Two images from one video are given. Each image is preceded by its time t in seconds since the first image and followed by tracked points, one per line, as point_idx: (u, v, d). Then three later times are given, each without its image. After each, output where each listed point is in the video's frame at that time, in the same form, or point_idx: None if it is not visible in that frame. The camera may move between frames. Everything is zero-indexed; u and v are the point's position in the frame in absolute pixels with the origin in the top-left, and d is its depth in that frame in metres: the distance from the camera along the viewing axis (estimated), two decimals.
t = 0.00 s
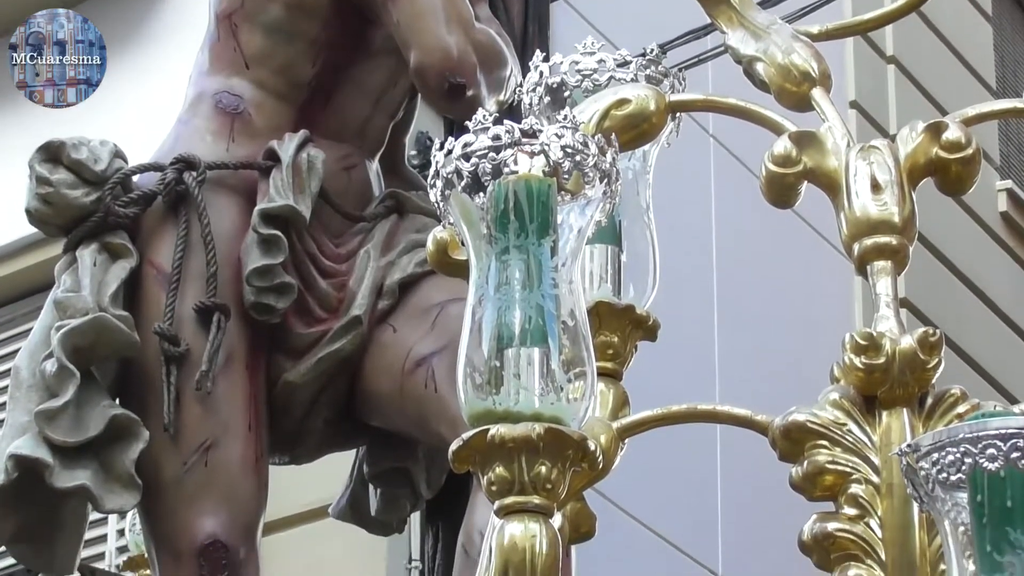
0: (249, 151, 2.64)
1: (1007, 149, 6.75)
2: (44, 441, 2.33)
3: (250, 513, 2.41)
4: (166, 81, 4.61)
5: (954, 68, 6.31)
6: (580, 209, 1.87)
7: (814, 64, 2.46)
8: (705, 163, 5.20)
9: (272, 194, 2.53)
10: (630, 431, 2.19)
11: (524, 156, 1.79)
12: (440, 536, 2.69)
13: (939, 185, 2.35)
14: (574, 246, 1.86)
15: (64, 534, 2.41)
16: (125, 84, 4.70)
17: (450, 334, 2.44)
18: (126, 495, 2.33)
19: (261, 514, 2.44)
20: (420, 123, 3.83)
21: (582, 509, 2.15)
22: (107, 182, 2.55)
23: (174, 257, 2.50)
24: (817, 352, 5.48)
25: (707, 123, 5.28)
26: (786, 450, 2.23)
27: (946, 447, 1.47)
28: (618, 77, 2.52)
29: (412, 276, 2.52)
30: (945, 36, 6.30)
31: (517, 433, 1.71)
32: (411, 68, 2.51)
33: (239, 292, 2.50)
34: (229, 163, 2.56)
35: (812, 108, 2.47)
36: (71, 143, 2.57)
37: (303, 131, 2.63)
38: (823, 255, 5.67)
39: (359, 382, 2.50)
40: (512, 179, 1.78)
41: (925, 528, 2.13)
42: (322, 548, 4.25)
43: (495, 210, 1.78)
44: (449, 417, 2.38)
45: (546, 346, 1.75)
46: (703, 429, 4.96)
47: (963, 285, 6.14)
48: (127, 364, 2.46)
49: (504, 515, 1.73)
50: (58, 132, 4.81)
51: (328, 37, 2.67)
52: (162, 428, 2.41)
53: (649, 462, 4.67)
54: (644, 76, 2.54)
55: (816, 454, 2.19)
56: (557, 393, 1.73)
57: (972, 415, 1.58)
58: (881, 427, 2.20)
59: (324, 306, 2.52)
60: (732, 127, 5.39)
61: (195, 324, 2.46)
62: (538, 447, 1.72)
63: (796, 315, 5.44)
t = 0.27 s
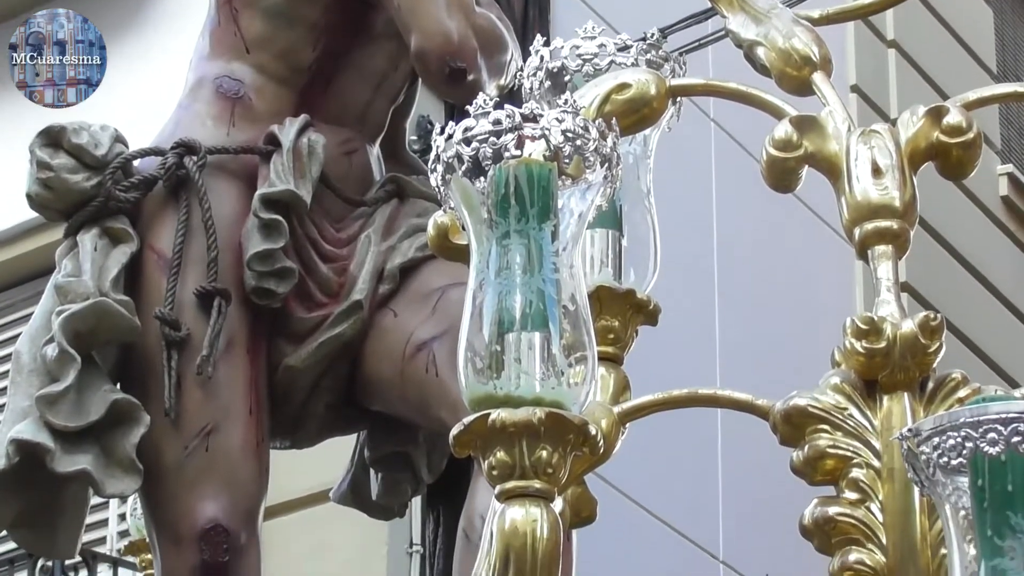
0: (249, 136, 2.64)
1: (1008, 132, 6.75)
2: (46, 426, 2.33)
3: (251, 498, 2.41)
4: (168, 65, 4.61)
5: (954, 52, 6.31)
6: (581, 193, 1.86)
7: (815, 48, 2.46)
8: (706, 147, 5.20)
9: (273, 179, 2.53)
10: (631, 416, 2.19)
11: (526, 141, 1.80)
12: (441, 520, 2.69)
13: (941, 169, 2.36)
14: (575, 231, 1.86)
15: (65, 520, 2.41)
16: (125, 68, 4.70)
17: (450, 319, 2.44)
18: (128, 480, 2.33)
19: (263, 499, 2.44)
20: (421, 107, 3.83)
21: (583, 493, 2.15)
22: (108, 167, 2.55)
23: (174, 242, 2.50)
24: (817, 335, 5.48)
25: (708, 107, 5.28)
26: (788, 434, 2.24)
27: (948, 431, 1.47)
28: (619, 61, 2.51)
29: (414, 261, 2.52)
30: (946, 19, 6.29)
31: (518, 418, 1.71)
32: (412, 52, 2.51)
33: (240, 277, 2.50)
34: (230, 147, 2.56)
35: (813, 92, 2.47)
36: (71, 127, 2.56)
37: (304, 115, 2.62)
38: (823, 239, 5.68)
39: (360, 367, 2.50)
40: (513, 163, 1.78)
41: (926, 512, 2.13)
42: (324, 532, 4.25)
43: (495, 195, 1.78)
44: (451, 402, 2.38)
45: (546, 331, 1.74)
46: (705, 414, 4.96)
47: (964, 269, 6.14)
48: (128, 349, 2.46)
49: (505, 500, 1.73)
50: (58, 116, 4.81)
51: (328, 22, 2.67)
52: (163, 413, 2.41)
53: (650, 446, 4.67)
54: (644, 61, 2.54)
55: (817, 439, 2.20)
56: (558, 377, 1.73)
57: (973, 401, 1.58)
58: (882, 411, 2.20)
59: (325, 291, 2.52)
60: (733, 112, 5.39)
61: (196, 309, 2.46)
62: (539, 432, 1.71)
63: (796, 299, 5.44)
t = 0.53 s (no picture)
0: (251, 119, 2.63)
1: (1009, 115, 6.74)
2: (47, 409, 2.33)
3: (253, 482, 2.41)
4: (169, 49, 4.61)
5: (956, 35, 6.30)
6: (582, 176, 1.87)
7: (816, 31, 2.46)
8: (707, 130, 5.20)
9: (274, 162, 2.52)
10: (632, 400, 2.19)
11: (527, 124, 1.80)
12: (443, 504, 2.69)
13: (942, 152, 2.36)
14: (576, 214, 1.86)
15: (67, 503, 2.41)
16: (127, 51, 4.70)
17: (452, 302, 2.43)
18: (130, 463, 2.33)
19: (265, 482, 2.43)
20: (422, 90, 3.82)
21: (585, 476, 2.15)
22: (109, 150, 2.55)
23: (176, 225, 2.50)
24: (818, 319, 5.48)
25: (709, 91, 5.27)
26: (789, 417, 2.25)
27: (949, 414, 1.48)
28: (620, 45, 2.50)
29: (415, 244, 2.51)
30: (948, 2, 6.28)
31: (520, 401, 1.71)
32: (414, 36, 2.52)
33: (242, 260, 2.50)
34: (233, 131, 2.56)
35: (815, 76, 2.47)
36: (73, 111, 2.57)
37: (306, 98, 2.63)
38: (825, 222, 5.68)
39: (361, 350, 2.50)
40: (514, 147, 1.77)
41: (927, 495, 2.14)
42: (327, 515, 4.36)
43: (498, 177, 1.78)
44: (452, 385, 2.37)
45: (547, 314, 1.74)
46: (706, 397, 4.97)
47: (965, 252, 6.14)
48: (129, 332, 2.46)
49: (507, 483, 1.74)
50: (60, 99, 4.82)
51: (330, 5, 2.67)
52: (165, 397, 2.41)
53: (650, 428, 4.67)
54: (646, 45, 2.52)
55: (818, 421, 2.21)
56: (559, 360, 1.73)
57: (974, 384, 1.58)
58: (883, 395, 2.21)
59: (327, 274, 2.52)
60: (734, 95, 5.38)
61: (197, 292, 2.46)
62: (541, 414, 1.72)
63: (797, 282, 5.44)
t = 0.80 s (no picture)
0: (252, 99, 2.63)
1: (1011, 95, 6.74)
2: (49, 390, 2.33)
3: (255, 462, 2.41)
4: (169, 29, 4.61)
5: (957, 15, 6.29)
6: (584, 156, 1.86)
7: (818, 12, 2.48)
8: (708, 110, 5.19)
9: (275, 142, 2.52)
10: (633, 381, 2.19)
11: (528, 104, 1.81)
12: (444, 485, 2.69)
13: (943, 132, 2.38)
14: (578, 194, 1.85)
15: (69, 483, 2.42)
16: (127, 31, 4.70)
17: (454, 283, 2.43)
18: (131, 444, 2.33)
19: (267, 463, 2.43)
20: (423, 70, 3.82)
21: (585, 457, 2.15)
22: (111, 130, 2.55)
23: (177, 205, 2.50)
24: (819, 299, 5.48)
25: (710, 71, 5.27)
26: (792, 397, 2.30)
27: (950, 395, 1.48)
28: (621, 25, 2.50)
29: (416, 224, 2.51)
30: None
31: (522, 381, 1.71)
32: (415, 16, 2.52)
33: (243, 240, 2.50)
34: (234, 111, 2.56)
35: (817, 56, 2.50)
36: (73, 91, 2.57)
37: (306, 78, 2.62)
38: (827, 203, 5.68)
39: (362, 331, 2.49)
40: (516, 127, 1.77)
41: (929, 476, 2.18)
42: (329, 496, 4.38)
43: (499, 158, 1.77)
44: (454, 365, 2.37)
45: (549, 295, 1.74)
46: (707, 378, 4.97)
47: (967, 232, 6.13)
48: (131, 313, 2.45)
49: (508, 464, 1.73)
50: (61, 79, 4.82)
51: None
52: (166, 377, 2.41)
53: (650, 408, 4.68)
54: (647, 25, 2.51)
55: (820, 402, 2.26)
56: (561, 340, 1.73)
57: (975, 364, 1.58)
58: (885, 375, 2.26)
59: (328, 255, 2.51)
60: (735, 75, 5.38)
61: (199, 273, 2.46)
62: (542, 395, 1.71)
63: (799, 264, 5.44)
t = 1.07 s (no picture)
0: (254, 83, 2.63)
1: (1013, 78, 6.73)
2: (50, 372, 2.33)
3: (257, 444, 2.41)
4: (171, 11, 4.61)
5: None
6: (585, 140, 1.86)
7: None
8: (710, 93, 5.19)
9: (277, 125, 2.52)
10: (634, 364, 2.18)
11: (530, 87, 1.81)
12: (445, 467, 2.70)
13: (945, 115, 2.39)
14: (579, 177, 1.85)
15: (70, 468, 2.41)
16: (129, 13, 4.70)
17: (456, 266, 2.42)
18: (133, 427, 2.33)
19: (269, 446, 2.43)
20: (426, 53, 3.82)
21: (587, 439, 2.15)
22: (112, 113, 2.54)
23: (178, 188, 2.49)
24: (820, 282, 5.48)
25: (712, 53, 5.26)
26: (792, 380, 2.30)
27: (952, 377, 1.48)
28: (622, 9, 2.52)
29: (418, 207, 2.51)
30: None
31: (523, 363, 1.71)
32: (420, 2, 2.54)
33: (244, 223, 2.49)
34: (235, 94, 2.56)
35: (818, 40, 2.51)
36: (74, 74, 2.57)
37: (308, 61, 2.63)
38: (828, 186, 5.68)
39: (364, 315, 2.49)
40: (517, 110, 1.77)
41: (931, 459, 2.20)
42: (331, 478, 4.40)
43: (499, 142, 1.77)
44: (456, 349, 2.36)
45: (550, 278, 1.74)
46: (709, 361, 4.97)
47: (969, 215, 6.13)
48: (133, 296, 2.45)
49: (509, 447, 1.73)
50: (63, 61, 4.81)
51: None
52: (168, 360, 2.41)
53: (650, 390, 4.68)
54: (649, 8, 2.53)
55: (822, 384, 2.26)
56: (563, 324, 1.73)
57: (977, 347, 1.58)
58: (886, 357, 2.27)
59: (329, 238, 2.51)
60: (737, 58, 5.37)
61: (200, 256, 2.46)
62: (544, 378, 1.72)
63: (800, 246, 5.43)
